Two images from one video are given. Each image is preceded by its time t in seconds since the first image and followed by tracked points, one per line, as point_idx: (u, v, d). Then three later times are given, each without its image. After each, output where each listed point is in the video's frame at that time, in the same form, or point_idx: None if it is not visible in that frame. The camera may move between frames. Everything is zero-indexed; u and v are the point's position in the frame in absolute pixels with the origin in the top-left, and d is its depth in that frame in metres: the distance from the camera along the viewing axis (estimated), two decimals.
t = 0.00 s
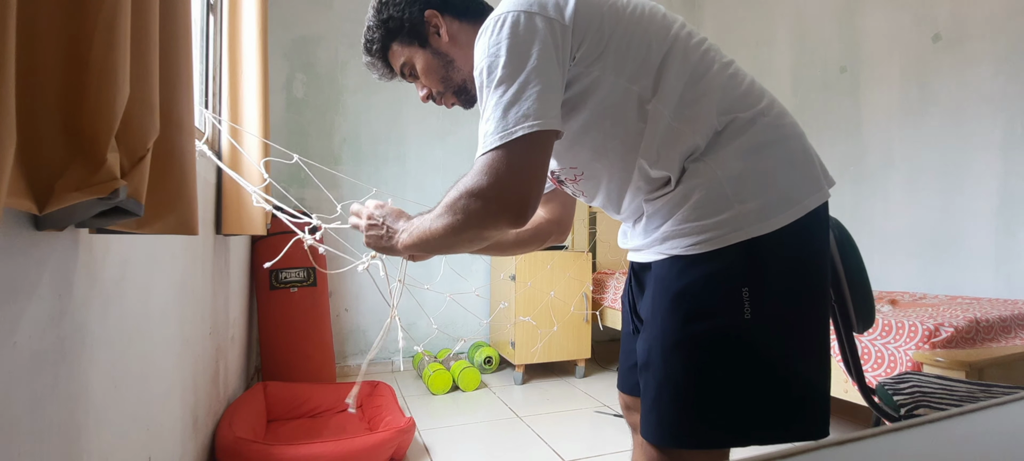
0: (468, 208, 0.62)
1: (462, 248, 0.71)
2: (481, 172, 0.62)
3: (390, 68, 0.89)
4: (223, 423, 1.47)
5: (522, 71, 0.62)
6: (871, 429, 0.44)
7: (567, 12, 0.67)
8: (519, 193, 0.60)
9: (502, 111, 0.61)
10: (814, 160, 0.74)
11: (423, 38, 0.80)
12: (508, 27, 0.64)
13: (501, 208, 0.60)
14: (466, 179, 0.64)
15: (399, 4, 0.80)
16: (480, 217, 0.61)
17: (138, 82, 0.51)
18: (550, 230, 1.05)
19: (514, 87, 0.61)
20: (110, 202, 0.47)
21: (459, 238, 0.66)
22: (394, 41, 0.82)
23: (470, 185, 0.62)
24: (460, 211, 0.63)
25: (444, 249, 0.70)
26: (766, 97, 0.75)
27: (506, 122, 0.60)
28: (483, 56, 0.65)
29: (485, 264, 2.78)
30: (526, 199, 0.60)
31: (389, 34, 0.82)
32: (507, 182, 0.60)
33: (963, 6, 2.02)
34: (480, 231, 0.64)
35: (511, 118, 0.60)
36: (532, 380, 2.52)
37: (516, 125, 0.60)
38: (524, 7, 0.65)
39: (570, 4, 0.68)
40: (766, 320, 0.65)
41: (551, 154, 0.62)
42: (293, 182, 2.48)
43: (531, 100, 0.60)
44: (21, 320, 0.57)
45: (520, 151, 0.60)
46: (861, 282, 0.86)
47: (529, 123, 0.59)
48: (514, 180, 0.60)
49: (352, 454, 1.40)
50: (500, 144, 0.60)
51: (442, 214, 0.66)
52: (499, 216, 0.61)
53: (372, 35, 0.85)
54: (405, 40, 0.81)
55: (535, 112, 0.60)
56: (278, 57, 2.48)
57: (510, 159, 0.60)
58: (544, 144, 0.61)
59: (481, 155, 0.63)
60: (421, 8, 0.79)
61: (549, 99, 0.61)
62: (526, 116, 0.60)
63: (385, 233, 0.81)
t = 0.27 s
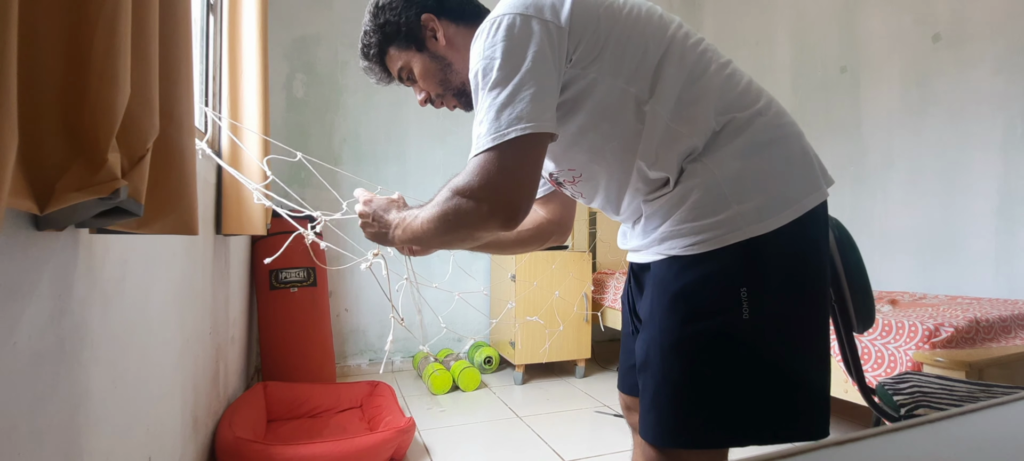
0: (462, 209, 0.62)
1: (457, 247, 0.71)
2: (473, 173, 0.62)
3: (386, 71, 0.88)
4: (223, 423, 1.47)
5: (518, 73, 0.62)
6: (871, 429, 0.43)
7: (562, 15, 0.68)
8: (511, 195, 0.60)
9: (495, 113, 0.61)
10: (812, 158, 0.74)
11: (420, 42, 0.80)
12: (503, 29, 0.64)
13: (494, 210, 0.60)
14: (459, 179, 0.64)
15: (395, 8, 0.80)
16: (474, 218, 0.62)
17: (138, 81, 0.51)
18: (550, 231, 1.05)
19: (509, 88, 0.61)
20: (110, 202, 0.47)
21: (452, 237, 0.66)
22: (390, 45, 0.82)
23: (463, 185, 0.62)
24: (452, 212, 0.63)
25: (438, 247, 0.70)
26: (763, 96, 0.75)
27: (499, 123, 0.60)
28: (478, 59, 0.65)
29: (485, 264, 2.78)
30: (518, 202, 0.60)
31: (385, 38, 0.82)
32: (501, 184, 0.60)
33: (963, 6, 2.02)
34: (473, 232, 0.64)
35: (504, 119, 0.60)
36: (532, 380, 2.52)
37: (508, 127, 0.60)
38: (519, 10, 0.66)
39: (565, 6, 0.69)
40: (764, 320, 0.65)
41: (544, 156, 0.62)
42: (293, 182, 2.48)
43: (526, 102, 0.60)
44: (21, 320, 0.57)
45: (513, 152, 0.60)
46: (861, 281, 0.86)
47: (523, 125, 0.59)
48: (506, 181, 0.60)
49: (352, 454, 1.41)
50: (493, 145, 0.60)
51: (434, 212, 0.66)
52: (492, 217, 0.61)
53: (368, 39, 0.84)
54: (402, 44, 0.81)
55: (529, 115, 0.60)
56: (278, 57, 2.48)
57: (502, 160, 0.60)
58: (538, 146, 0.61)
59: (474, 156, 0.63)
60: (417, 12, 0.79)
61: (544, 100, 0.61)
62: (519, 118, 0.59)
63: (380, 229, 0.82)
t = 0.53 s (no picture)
0: (466, 207, 0.62)
1: (457, 247, 0.71)
2: (475, 172, 0.62)
3: (384, 72, 0.88)
4: (223, 423, 1.47)
5: (514, 72, 0.62)
6: (871, 429, 0.44)
7: (559, 15, 0.68)
8: (516, 191, 0.60)
9: (495, 112, 0.61)
10: (810, 157, 0.74)
11: (420, 42, 0.80)
12: (501, 29, 0.64)
13: (498, 206, 0.60)
14: (461, 177, 0.64)
15: (393, 9, 0.80)
16: (477, 215, 0.61)
17: (138, 81, 0.51)
18: (551, 231, 1.05)
19: (508, 88, 0.61)
20: (110, 202, 0.47)
21: (455, 236, 0.65)
22: (389, 46, 0.82)
23: (464, 184, 0.62)
24: (455, 211, 0.63)
25: (439, 248, 0.70)
26: (762, 96, 0.75)
27: (500, 121, 0.60)
28: (477, 59, 0.65)
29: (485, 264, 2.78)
30: (523, 200, 0.60)
31: (383, 39, 0.82)
32: (505, 181, 0.60)
33: (963, 6, 2.02)
34: (476, 232, 0.64)
35: (505, 118, 0.60)
36: (532, 380, 2.52)
37: (509, 126, 0.60)
38: (517, 10, 0.66)
39: (562, 6, 0.69)
40: (762, 320, 0.65)
41: (547, 153, 0.62)
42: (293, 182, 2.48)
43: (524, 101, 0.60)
44: (21, 320, 0.57)
45: (515, 150, 0.60)
46: (860, 280, 0.86)
47: (524, 123, 0.59)
48: (509, 180, 0.60)
49: (352, 454, 1.41)
50: (494, 143, 0.60)
51: (434, 212, 0.66)
52: (495, 214, 0.61)
53: (366, 40, 0.84)
54: (401, 44, 0.81)
55: (529, 113, 0.60)
56: (278, 57, 2.48)
57: (504, 159, 0.60)
58: (540, 144, 0.61)
59: (474, 156, 0.63)
60: (415, 11, 0.79)
61: (543, 99, 0.61)
62: (521, 116, 0.60)
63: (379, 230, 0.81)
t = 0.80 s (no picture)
0: (498, 208, 0.63)
1: (484, 245, 0.72)
2: (499, 174, 0.62)
3: (382, 70, 0.88)
4: (223, 423, 1.47)
5: (518, 70, 0.62)
6: (871, 429, 0.44)
7: (560, 14, 0.68)
8: (547, 189, 0.61)
9: (502, 111, 0.61)
10: (808, 157, 0.74)
11: (418, 40, 0.80)
12: (503, 28, 0.64)
13: (530, 206, 0.61)
14: (485, 179, 0.64)
15: (392, 8, 0.80)
16: (512, 215, 0.63)
17: (139, 81, 0.51)
18: (554, 230, 1.05)
19: (511, 87, 0.61)
20: (110, 202, 0.47)
21: (489, 234, 0.67)
22: (387, 44, 0.82)
23: (492, 187, 0.63)
24: (490, 213, 0.64)
25: (470, 246, 0.71)
26: (761, 96, 0.75)
27: (510, 120, 0.60)
28: (481, 59, 0.65)
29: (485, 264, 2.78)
30: (554, 194, 0.62)
31: (381, 37, 0.82)
32: (534, 180, 0.61)
33: (963, 6, 2.02)
34: (509, 230, 0.66)
35: (514, 119, 0.60)
36: (532, 380, 2.52)
37: (520, 126, 0.60)
38: (518, 9, 0.65)
39: (563, 4, 0.69)
40: (761, 320, 0.65)
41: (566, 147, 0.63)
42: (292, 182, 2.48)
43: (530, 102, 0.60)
44: (21, 320, 0.57)
45: (536, 149, 0.60)
46: (858, 280, 0.86)
47: (535, 123, 0.60)
48: (538, 178, 0.61)
49: (352, 454, 1.41)
50: (508, 145, 0.60)
51: (468, 216, 0.67)
52: (528, 213, 0.62)
53: (366, 39, 0.84)
54: (399, 44, 0.81)
55: (535, 112, 0.60)
56: (278, 57, 2.48)
57: (524, 159, 0.61)
58: (558, 140, 0.61)
59: (491, 159, 0.63)
60: (414, 9, 0.79)
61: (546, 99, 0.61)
62: (530, 116, 0.60)
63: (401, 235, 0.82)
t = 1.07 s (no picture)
0: (489, 210, 0.63)
1: (473, 248, 0.72)
2: (495, 177, 0.63)
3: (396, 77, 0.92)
4: (223, 423, 1.47)
5: (520, 74, 0.62)
6: (871, 429, 0.44)
7: (561, 16, 0.68)
8: (540, 198, 0.62)
9: (502, 116, 0.61)
10: (809, 158, 0.74)
11: (416, 67, 0.82)
12: (506, 32, 0.64)
13: (523, 213, 0.62)
14: (480, 180, 0.65)
15: (382, 36, 0.81)
16: (502, 220, 0.63)
17: (139, 80, 0.51)
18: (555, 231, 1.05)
19: (512, 89, 0.62)
20: (110, 202, 0.47)
21: (475, 239, 0.67)
22: (390, 67, 0.85)
23: (487, 189, 0.63)
24: (480, 216, 0.64)
25: (455, 248, 0.71)
26: (762, 98, 0.75)
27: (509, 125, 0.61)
28: (482, 63, 0.65)
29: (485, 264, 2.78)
30: (547, 203, 0.62)
31: (383, 60, 0.85)
32: (529, 187, 0.61)
33: (963, 6, 2.02)
34: (498, 235, 0.66)
35: (515, 126, 0.60)
36: (532, 380, 2.52)
37: (520, 132, 0.60)
38: (519, 12, 0.66)
39: (564, 8, 0.69)
40: (763, 321, 0.65)
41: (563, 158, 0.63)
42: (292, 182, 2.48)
43: (532, 107, 0.61)
44: (21, 320, 0.57)
45: (535, 156, 0.61)
46: (860, 280, 0.86)
47: (535, 130, 0.60)
48: (533, 184, 0.61)
49: (352, 454, 1.40)
50: (505, 150, 0.61)
51: (456, 217, 0.66)
52: (519, 220, 0.62)
53: (374, 60, 0.88)
54: (401, 68, 0.84)
55: (536, 118, 0.60)
56: (278, 57, 2.48)
57: (522, 164, 0.61)
58: (557, 148, 0.62)
59: (488, 163, 0.64)
60: (401, 39, 0.79)
61: (547, 102, 0.61)
62: (530, 122, 0.60)
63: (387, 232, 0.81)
